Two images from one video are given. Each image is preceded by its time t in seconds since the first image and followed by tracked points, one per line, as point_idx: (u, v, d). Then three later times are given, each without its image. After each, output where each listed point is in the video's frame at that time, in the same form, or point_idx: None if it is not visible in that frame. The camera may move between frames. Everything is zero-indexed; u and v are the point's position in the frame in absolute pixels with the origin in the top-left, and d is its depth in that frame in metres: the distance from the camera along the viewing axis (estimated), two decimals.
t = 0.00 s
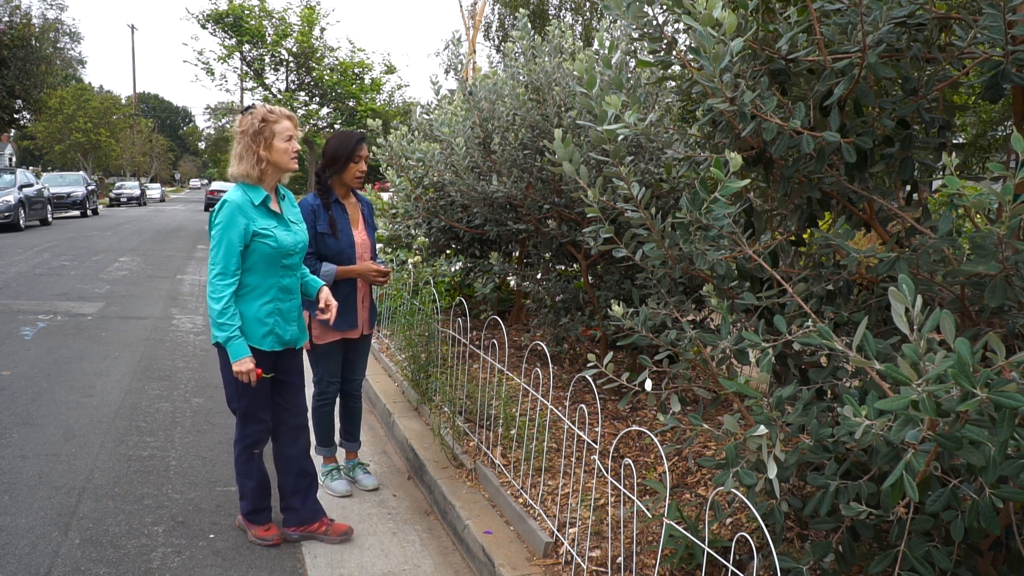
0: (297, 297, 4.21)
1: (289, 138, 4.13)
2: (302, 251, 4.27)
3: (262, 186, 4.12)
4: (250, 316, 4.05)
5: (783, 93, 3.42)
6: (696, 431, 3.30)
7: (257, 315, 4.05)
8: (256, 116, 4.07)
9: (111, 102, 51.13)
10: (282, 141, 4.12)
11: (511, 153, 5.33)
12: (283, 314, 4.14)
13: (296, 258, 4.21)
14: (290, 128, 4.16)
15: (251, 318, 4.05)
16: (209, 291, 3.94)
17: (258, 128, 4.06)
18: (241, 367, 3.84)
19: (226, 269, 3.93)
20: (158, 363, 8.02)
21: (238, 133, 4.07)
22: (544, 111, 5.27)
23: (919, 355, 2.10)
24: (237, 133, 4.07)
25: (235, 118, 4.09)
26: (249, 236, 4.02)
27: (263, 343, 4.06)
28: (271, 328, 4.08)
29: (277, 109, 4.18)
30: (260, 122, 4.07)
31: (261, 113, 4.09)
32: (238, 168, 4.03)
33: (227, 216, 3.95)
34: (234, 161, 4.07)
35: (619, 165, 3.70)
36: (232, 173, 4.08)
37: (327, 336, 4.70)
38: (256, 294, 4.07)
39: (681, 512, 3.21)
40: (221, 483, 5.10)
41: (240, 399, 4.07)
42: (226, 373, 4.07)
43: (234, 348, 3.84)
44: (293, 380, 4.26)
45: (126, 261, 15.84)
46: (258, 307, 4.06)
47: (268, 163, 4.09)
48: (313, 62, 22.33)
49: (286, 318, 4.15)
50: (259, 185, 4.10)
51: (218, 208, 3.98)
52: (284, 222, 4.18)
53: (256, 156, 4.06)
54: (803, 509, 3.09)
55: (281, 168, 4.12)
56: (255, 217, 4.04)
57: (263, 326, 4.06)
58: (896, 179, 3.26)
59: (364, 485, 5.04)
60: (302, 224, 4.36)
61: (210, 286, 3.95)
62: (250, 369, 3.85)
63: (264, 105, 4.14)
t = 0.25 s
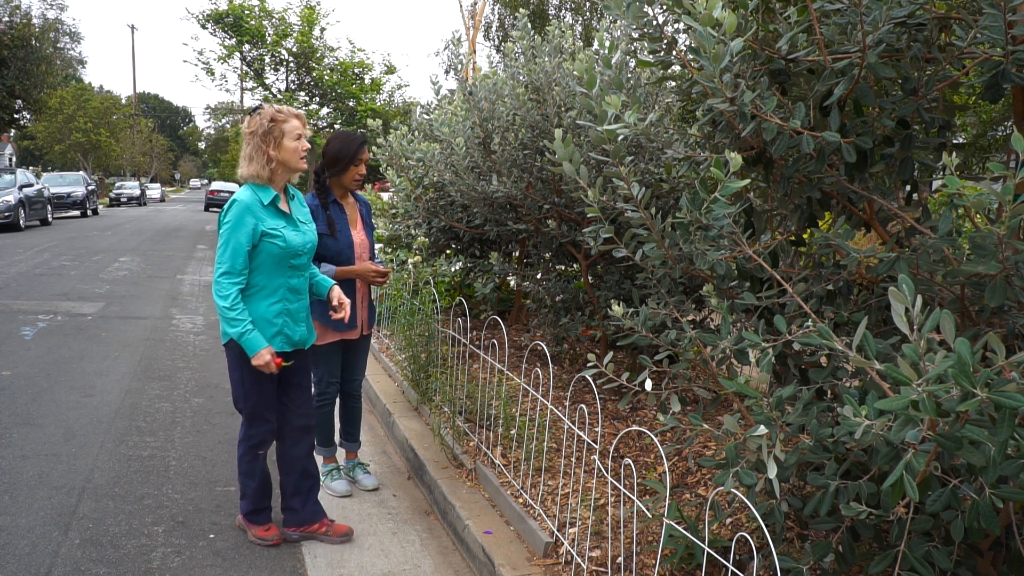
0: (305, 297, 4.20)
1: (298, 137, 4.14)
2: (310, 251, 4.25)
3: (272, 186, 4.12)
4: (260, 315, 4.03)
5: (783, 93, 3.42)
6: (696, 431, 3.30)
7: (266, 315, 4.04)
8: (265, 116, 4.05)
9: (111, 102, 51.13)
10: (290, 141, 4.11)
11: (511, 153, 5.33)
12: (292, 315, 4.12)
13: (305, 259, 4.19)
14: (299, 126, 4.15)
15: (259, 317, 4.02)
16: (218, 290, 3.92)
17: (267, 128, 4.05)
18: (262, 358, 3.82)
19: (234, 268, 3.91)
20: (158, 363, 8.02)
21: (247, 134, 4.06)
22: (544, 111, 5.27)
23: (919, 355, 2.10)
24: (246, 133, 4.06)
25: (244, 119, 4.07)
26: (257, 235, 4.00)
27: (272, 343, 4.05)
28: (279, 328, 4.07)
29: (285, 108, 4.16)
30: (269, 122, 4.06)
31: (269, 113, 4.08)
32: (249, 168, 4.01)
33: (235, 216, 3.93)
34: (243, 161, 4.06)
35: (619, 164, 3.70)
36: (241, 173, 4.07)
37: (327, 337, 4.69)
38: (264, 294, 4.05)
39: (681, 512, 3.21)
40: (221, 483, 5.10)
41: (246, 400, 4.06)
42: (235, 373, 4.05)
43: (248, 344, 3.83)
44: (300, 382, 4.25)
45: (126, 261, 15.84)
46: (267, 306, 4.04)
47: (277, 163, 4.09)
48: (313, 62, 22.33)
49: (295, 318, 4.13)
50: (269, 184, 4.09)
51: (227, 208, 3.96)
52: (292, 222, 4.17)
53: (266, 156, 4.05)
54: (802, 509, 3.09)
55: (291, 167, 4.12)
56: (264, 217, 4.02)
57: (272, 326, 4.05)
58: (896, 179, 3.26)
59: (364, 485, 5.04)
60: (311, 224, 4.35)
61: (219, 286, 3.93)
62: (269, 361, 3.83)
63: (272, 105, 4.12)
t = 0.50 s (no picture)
0: (314, 295, 4.19)
1: (304, 137, 4.11)
2: (320, 249, 4.23)
3: (279, 185, 4.09)
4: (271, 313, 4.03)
5: (783, 93, 3.42)
6: (696, 431, 3.30)
7: (276, 313, 4.03)
8: (272, 116, 4.03)
9: (111, 102, 51.13)
10: (297, 141, 4.08)
11: (511, 153, 5.33)
12: (300, 313, 4.13)
13: (314, 256, 4.18)
14: (305, 126, 4.13)
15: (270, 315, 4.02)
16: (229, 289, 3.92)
17: (274, 129, 4.02)
18: (290, 344, 3.83)
19: (244, 266, 3.91)
20: (158, 363, 8.02)
21: (253, 135, 4.02)
22: (545, 111, 5.27)
23: (919, 354, 2.10)
24: (252, 134, 4.02)
25: (250, 119, 4.04)
26: (266, 234, 3.99)
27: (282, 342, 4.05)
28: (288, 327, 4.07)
29: (291, 108, 4.14)
30: (275, 123, 4.03)
31: (275, 114, 4.05)
32: (256, 169, 3.97)
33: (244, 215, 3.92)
34: (249, 162, 4.02)
35: (619, 164, 3.70)
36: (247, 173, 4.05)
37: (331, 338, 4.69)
38: (274, 292, 4.04)
39: (681, 512, 3.21)
40: (221, 483, 5.10)
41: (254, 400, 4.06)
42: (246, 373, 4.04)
43: (274, 334, 3.83)
44: (308, 383, 4.26)
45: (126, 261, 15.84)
46: (278, 304, 4.04)
47: (285, 163, 4.05)
48: (313, 62, 22.34)
49: (304, 316, 4.14)
50: (276, 184, 4.07)
51: (235, 207, 3.95)
52: (301, 220, 4.15)
53: (273, 156, 4.02)
54: (802, 509, 3.09)
55: (298, 166, 4.09)
56: (272, 215, 4.01)
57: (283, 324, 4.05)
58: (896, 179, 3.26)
59: (364, 484, 5.04)
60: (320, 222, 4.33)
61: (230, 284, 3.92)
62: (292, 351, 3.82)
63: (277, 106, 4.10)
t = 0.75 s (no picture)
0: (323, 294, 4.17)
1: (310, 143, 4.10)
2: (327, 248, 4.21)
3: (281, 185, 4.09)
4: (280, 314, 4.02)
5: (783, 93, 3.43)
6: (696, 431, 3.30)
7: (285, 314, 4.02)
8: (283, 116, 4.03)
9: (111, 102, 51.12)
10: (303, 145, 4.08)
11: (511, 153, 5.33)
12: (309, 313, 4.11)
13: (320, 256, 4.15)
14: (314, 133, 4.11)
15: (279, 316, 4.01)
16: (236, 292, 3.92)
17: (282, 129, 4.02)
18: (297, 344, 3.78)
19: (250, 268, 3.89)
20: (158, 363, 8.02)
21: (262, 131, 4.04)
22: (545, 111, 5.27)
23: (919, 355, 2.10)
24: (261, 130, 4.03)
25: (263, 116, 4.05)
26: (270, 235, 3.98)
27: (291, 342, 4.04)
28: (298, 327, 4.06)
29: (305, 113, 4.13)
30: (284, 125, 4.02)
31: (286, 115, 4.04)
32: (258, 166, 3.98)
33: (247, 217, 3.91)
34: (254, 157, 4.03)
35: (619, 164, 3.70)
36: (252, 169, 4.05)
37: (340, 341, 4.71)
38: (281, 293, 4.04)
39: (681, 512, 3.21)
40: (221, 483, 5.10)
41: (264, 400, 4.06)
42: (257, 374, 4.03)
43: (281, 336, 3.81)
44: (317, 384, 4.26)
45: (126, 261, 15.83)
46: (286, 305, 4.03)
47: (287, 165, 4.04)
48: (313, 62, 22.34)
49: (313, 316, 4.12)
50: (278, 183, 4.06)
51: (238, 208, 3.95)
52: (306, 220, 4.13)
53: (276, 157, 4.01)
54: (802, 509, 3.09)
55: (300, 171, 4.08)
56: (275, 216, 4.00)
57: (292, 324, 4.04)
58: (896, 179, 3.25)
59: (364, 484, 5.04)
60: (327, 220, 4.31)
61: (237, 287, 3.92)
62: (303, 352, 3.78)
63: (294, 107, 4.09)
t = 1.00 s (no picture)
0: (326, 295, 4.17)
1: (320, 147, 4.08)
2: (331, 249, 4.19)
3: (289, 185, 4.08)
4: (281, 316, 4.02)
5: (783, 93, 3.43)
6: (696, 431, 3.30)
7: (287, 315, 4.02)
8: (297, 117, 4.03)
9: (111, 102, 51.12)
10: (314, 148, 4.07)
11: (511, 153, 5.33)
12: (313, 314, 4.11)
13: (325, 257, 4.14)
14: (325, 138, 4.10)
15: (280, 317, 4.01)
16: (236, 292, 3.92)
17: (294, 131, 4.01)
18: (291, 347, 3.81)
19: (251, 269, 3.90)
20: (158, 363, 8.02)
21: (275, 129, 4.04)
22: (545, 111, 5.28)
23: (919, 355, 2.10)
24: (275, 129, 4.04)
25: (277, 114, 4.06)
26: (272, 236, 3.97)
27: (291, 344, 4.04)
28: (300, 328, 4.06)
29: (321, 116, 4.11)
30: (297, 126, 4.02)
31: (300, 117, 4.04)
32: (267, 165, 3.99)
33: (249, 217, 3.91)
34: (264, 155, 4.05)
35: (619, 164, 3.70)
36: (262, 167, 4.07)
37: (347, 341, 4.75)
38: (283, 294, 4.03)
39: (681, 512, 3.21)
40: (221, 483, 5.10)
41: (267, 402, 4.05)
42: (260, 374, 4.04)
43: (277, 337, 3.82)
44: (320, 385, 4.26)
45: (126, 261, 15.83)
46: (288, 306, 4.03)
47: (295, 168, 4.04)
48: (313, 62, 22.34)
49: (316, 317, 4.12)
50: (285, 183, 4.06)
51: (242, 209, 3.95)
52: (310, 221, 4.12)
53: (285, 157, 4.02)
54: (802, 509, 3.09)
55: (308, 174, 4.07)
56: (278, 217, 3.99)
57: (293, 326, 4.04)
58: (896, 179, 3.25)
59: (364, 484, 5.04)
60: (334, 222, 4.29)
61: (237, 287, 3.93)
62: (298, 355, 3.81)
63: (310, 109, 4.07)
